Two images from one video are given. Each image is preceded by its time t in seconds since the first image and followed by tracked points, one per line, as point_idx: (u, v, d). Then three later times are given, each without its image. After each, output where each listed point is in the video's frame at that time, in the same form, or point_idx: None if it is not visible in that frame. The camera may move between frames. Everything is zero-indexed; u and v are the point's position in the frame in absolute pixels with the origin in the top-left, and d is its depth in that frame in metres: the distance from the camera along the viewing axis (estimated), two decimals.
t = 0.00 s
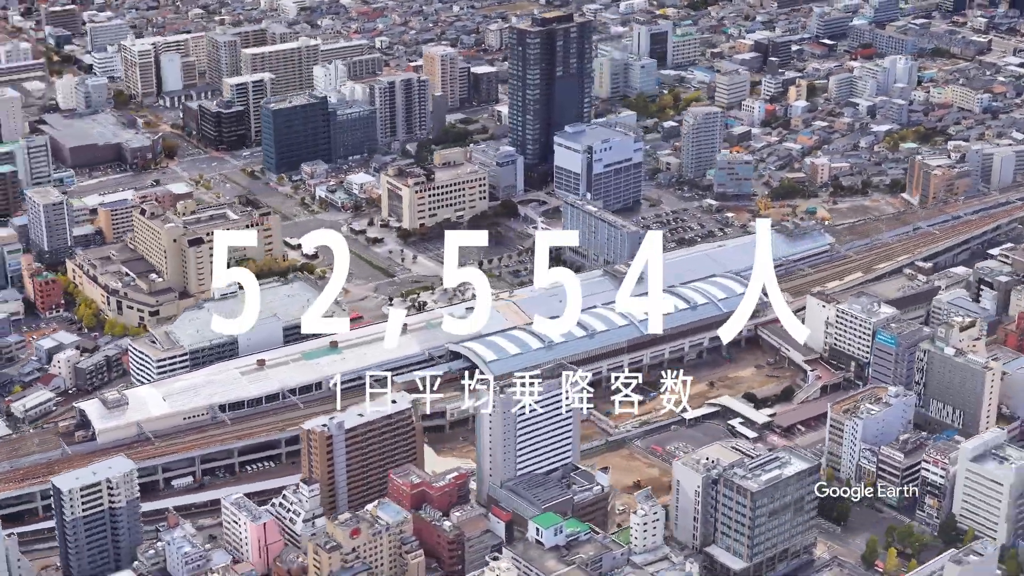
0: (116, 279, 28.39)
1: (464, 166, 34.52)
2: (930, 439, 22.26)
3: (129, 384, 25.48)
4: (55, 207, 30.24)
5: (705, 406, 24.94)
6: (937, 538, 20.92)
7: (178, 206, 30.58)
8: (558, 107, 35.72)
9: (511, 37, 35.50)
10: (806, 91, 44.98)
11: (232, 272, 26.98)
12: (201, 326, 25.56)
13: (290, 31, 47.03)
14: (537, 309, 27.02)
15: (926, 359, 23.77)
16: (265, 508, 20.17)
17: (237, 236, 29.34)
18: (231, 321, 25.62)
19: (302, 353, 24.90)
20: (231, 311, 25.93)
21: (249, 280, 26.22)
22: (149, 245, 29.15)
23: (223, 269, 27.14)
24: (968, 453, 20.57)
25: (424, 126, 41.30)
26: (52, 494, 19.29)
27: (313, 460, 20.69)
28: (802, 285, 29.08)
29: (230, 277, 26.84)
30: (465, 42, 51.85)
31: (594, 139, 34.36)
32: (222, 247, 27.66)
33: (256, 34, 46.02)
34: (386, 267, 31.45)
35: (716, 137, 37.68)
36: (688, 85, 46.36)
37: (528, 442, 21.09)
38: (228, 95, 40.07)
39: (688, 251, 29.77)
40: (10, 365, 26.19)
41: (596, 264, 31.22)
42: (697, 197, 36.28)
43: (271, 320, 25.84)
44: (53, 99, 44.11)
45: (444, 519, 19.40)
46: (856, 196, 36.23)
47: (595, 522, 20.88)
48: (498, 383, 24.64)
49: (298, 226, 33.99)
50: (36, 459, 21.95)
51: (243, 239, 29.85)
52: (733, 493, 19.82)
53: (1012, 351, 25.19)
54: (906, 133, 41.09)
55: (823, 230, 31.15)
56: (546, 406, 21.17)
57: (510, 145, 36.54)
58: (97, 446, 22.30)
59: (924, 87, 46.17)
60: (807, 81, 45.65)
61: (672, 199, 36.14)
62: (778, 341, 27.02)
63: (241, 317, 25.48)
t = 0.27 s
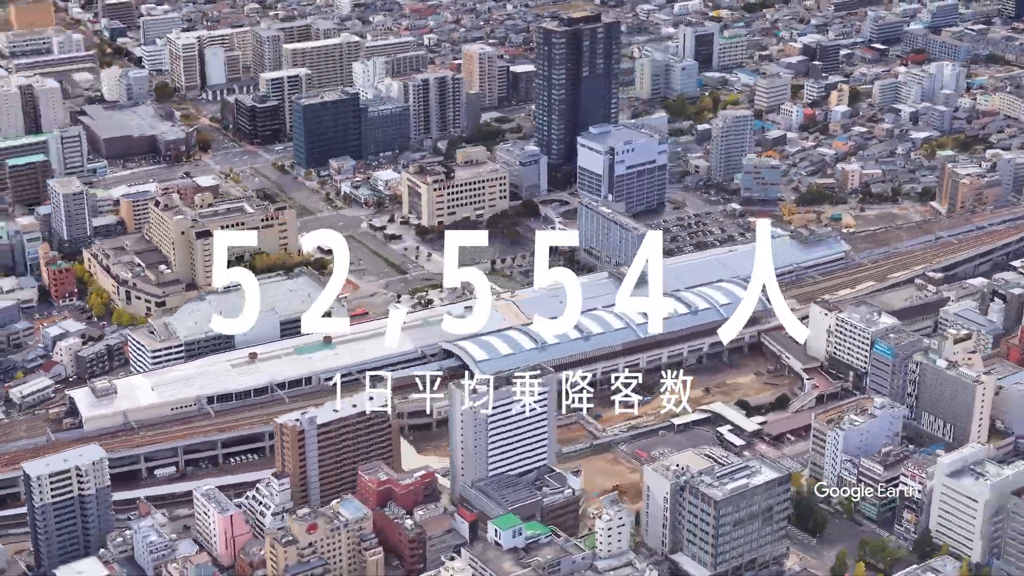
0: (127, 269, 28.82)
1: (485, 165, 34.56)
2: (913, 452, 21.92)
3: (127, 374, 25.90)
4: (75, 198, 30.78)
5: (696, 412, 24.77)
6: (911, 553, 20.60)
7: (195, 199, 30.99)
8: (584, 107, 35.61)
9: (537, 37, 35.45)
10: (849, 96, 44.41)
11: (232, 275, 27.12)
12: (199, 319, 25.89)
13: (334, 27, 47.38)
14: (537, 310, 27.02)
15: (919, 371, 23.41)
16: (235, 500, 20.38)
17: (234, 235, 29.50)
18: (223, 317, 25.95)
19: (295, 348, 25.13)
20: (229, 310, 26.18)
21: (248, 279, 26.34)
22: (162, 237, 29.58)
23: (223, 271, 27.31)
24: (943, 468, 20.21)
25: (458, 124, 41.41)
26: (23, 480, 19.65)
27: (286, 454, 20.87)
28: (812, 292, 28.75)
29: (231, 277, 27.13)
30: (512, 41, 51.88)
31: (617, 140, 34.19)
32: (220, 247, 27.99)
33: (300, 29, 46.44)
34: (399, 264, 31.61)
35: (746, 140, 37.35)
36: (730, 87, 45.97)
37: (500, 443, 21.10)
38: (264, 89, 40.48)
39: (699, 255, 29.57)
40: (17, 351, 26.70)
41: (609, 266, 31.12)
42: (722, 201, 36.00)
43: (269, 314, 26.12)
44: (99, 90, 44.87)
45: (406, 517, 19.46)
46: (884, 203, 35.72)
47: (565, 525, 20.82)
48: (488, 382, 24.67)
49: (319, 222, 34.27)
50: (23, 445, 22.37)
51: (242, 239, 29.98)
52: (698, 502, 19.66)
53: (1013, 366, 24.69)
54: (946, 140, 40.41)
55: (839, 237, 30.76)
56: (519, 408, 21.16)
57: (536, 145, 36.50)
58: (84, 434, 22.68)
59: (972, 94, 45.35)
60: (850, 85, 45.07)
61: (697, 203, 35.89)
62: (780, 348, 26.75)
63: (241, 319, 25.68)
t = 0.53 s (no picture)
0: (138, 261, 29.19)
1: (504, 164, 34.60)
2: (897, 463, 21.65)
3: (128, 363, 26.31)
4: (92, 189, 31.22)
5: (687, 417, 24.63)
6: (887, 566, 20.36)
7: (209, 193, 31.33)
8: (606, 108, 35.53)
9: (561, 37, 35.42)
10: (886, 101, 43.88)
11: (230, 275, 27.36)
12: (199, 310, 26.17)
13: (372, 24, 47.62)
14: (536, 310, 27.03)
15: (909, 381, 23.13)
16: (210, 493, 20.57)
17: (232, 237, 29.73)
18: (221, 311, 26.21)
19: (289, 343, 25.35)
20: (230, 305, 26.41)
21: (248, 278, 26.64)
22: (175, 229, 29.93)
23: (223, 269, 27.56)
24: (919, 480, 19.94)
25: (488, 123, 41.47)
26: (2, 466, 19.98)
27: (263, 448, 21.02)
28: (819, 299, 28.48)
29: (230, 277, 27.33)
30: (552, 41, 51.84)
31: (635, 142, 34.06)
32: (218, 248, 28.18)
33: (338, 26, 46.73)
34: (411, 262, 31.73)
35: (772, 144, 37.05)
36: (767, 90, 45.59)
37: (475, 444, 21.13)
38: (295, 85, 40.80)
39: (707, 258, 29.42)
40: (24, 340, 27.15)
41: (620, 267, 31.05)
42: (744, 205, 35.75)
43: (268, 308, 26.36)
44: (138, 84, 45.44)
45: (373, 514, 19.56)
46: (908, 210, 35.27)
47: (538, 527, 20.79)
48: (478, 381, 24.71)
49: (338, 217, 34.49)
50: (13, 433, 22.75)
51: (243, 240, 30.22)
52: (666, 508, 19.57)
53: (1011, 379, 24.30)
54: (980, 148, 39.80)
55: (853, 244, 30.43)
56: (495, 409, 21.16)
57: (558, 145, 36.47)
58: (74, 422, 23.02)
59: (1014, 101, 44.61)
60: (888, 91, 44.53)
61: (717, 206, 35.67)
62: (779, 355, 26.54)
63: (240, 317, 25.90)
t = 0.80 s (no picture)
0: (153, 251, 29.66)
1: (528, 164, 34.61)
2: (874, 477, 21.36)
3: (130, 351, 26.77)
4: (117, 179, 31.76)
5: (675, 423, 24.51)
6: None
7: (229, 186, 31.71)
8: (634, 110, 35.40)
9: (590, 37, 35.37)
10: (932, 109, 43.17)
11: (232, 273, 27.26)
12: (200, 302, 26.55)
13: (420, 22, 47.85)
14: (536, 310, 27.05)
15: (897, 394, 22.81)
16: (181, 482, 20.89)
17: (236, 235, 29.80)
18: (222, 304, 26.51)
19: (285, 337, 25.64)
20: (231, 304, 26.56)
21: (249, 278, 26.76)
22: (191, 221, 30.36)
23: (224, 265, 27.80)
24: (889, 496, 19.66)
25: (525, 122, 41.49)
26: None
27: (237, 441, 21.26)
28: (827, 307, 28.15)
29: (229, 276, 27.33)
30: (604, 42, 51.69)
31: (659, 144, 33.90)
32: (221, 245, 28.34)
33: (386, 23, 47.03)
34: (427, 259, 31.87)
35: (803, 149, 36.64)
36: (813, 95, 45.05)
37: (446, 443, 21.23)
38: (334, 81, 41.15)
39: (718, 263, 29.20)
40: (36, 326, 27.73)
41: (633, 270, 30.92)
42: (771, 210, 35.38)
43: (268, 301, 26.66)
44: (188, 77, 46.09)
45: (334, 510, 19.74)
46: (938, 220, 34.68)
47: (505, 528, 20.78)
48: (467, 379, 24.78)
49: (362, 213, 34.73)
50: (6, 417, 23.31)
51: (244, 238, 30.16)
52: (626, 513, 19.49)
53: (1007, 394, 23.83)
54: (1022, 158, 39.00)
55: (869, 253, 30.00)
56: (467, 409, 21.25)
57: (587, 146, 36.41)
58: (65, 408, 23.50)
59: None
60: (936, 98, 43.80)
61: (743, 211, 35.35)
62: (778, 363, 26.27)
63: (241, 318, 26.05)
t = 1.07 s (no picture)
0: (170, 241, 30.18)
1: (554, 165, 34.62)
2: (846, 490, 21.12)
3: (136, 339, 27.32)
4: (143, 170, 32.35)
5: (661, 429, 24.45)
6: None
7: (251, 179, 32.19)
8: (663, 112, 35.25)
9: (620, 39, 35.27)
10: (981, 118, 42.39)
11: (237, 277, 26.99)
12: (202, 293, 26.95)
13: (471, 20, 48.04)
14: (535, 311, 27.12)
15: (879, 407, 22.53)
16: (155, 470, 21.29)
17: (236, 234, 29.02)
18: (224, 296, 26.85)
19: (281, 329, 26.02)
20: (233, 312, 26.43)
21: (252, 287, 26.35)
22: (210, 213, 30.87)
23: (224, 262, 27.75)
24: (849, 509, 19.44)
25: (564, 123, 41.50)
26: None
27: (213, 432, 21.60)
28: (832, 317, 27.84)
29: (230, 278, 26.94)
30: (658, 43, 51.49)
31: (684, 148, 33.73)
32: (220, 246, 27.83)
33: (436, 21, 47.26)
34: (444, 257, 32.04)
35: (836, 156, 36.21)
36: (862, 101, 44.46)
37: (416, 441, 21.39)
38: (375, 78, 41.49)
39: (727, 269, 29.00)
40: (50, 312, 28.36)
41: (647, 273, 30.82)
42: (799, 217, 35.01)
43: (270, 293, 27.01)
44: (240, 71, 46.73)
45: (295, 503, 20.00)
46: (969, 232, 34.07)
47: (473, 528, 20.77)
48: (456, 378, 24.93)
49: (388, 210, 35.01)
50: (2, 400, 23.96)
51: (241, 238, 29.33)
52: (581, 517, 19.49)
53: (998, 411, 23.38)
54: None
55: (883, 263, 29.59)
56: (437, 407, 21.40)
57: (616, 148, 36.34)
58: (60, 393, 24.07)
59: None
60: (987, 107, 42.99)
61: (770, 217, 35.03)
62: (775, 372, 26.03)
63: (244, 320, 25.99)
